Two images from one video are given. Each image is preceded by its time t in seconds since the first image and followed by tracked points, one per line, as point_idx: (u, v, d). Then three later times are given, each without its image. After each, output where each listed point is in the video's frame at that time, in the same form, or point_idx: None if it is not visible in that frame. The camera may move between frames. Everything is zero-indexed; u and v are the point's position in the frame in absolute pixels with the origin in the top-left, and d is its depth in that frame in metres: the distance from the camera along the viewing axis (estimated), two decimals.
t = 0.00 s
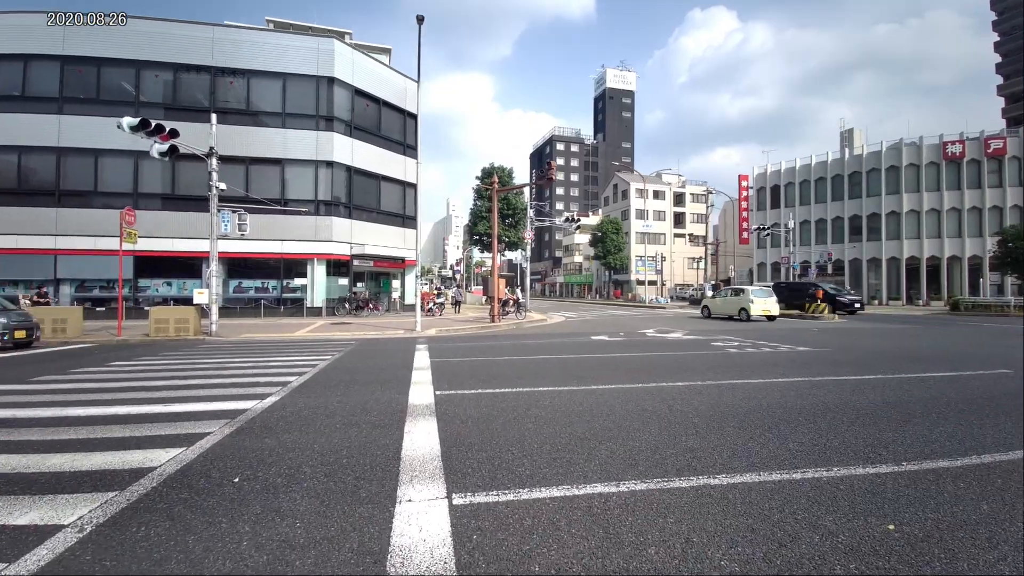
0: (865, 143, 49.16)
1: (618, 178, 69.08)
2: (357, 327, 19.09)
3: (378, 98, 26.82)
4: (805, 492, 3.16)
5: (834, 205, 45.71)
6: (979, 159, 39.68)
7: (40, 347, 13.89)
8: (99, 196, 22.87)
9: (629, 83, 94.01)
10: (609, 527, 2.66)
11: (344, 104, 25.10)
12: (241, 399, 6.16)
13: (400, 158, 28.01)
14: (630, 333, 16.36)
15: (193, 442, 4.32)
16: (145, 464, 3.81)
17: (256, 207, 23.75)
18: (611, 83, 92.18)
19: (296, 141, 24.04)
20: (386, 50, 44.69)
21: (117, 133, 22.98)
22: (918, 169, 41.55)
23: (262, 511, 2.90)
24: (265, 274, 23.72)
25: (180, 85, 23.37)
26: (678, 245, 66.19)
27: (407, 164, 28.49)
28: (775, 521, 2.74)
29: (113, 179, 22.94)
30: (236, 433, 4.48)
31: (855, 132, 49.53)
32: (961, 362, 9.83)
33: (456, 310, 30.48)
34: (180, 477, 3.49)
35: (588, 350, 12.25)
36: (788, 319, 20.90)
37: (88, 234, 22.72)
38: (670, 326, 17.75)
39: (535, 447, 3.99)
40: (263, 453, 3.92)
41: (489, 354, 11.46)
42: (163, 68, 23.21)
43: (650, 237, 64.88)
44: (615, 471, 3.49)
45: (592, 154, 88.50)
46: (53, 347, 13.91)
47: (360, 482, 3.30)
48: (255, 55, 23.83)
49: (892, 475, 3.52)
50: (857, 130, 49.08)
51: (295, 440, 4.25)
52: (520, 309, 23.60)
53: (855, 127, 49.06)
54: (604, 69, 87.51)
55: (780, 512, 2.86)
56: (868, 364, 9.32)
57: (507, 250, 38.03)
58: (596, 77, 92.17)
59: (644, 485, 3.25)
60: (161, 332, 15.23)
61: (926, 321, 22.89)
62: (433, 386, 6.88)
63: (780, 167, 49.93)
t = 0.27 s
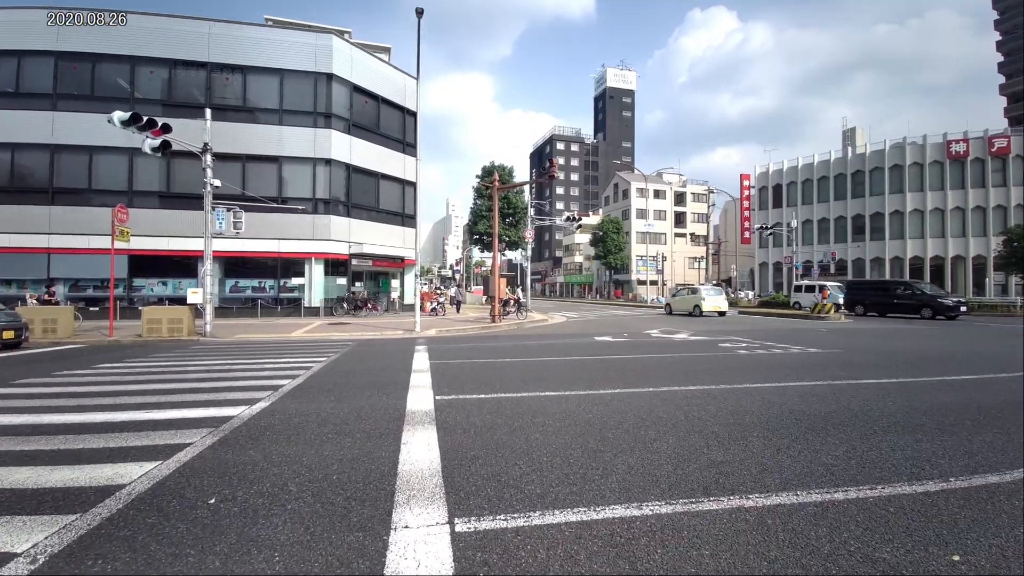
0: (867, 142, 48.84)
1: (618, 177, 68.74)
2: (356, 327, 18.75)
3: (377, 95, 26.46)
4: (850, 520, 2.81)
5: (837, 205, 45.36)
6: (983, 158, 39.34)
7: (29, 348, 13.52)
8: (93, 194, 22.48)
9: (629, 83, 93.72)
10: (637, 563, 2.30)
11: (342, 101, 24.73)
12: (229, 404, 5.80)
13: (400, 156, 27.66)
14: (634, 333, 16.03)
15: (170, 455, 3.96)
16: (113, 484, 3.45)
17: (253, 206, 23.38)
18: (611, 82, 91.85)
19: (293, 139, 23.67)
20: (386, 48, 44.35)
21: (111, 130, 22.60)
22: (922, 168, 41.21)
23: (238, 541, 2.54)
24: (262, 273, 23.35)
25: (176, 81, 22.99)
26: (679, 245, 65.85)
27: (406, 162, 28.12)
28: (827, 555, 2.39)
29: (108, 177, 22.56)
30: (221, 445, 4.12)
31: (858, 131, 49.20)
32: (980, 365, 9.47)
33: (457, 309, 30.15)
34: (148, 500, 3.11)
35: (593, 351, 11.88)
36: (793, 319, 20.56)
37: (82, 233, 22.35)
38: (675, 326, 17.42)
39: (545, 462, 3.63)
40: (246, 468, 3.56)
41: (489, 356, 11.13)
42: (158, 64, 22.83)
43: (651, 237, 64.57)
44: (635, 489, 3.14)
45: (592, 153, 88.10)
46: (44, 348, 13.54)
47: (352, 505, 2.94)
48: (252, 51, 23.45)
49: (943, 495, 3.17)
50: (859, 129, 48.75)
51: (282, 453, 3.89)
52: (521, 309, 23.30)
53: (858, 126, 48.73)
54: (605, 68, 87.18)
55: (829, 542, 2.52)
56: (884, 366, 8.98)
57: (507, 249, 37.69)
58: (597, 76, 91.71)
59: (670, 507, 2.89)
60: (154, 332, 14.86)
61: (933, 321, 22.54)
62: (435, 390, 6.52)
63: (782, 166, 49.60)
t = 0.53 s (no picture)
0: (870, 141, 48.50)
1: (619, 177, 68.43)
2: (355, 328, 18.41)
3: (377, 92, 26.12)
4: (912, 550, 2.48)
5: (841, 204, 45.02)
6: (988, 156, 38.96)
7: (21, 349, 13.18)
8: (89, 193, 22.16)
9: (630, 82, 93.38)
10: None
11: (342, 98, 24.40)
12: (221, 411, 5.47)
13: (400, 154, 27.33)
14: (639, 334, 15.69)
15: (150, 470, 3.63)
16: (86, 505, 3.12)
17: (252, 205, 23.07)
18: (612, 82, 91.53)
19: (292, 137, 23.34)
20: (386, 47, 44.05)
21: (108, 128, 22.29)
22: (926, 167, 40.85)
23: None
24: (260, 272, 23.02)
25: (173, 78, 22.66)
26: (680, 245, 65.50)
27: (407, 160, 27.79)
28: None
29: (104, 175, 22.24)
30: (207, 459, 3.79)
31: (861, 130, 48.86)
32: (1002, 367, 9.12)
33: (458, 309, 29.81)
34: (122, 526, 2.79)
35: (598, 352, 11.53)
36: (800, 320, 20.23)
37: (78, 232, 22.03)
38: (680, 327, 17.07)
39: (562, 479, 3.30)
40: (232, 487, 3.23)
41: (492, 358, 10.78)
42: (156, 60, 22.50)
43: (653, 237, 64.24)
44: (665, 513, 2.81)
45: (593, 153, 87.67)
46: (36, 349, 13.21)
47: (350, 532, 2.61)
48: (250, 47, 23.11)
49: (1008, 520, 2.85)
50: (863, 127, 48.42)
51: (273, 468, 3.56)
52: (523, 310, 22.97)
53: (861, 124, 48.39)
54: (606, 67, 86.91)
55: None
56: (903, 369, 8.64)
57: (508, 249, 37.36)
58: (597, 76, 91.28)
59: (707, 534, 2.57)
60: (149, 333, 14.49)
61: (942, 321, 22.18)
62: (439, 395, 6.19)
63: (785, 166, 49.27)
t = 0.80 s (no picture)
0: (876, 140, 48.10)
1: (622, 177, 68.07)
2: (356, 328, 18.06)
3: (379, 90, 25.82)
4: None
5: (846, 203, 44.65)
6: (995, 155, 38.51)
7: (15, 350, 12.88)
8: (87, 191, 21.86)
9: (632, 82, 93.03)
10: None
11: (343, 96, 24.09)
12: (213, 417, 5.14)
13: (402, 153, 27.02)
14: (646, 335, 15.36)
15: (131, 488, 3.30)
16: (55, 527, 2.82)
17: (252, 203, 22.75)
18: (614, 81, 91.20)
19: (293, 135, 23.04)
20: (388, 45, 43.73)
21: (106, 126, 22.01)
22: (933, 166, 40.44)
23: None
24: (260, 272, 22.73)
25: (172, 75, 22.36)
26: (683, 245, 65.09)
27: (409, 159, 27.45)
28: None
29: (102, 174, 21.94)
30: (194, 475, 3.46)
31: (866, 129, 48.45)
32: None
33: (460, 310, 29.48)
34: (91, 554, 2.46)
35: (605, 354, 11.16)
36: (808, 321, 19.90)
37: (76, 231, 21.76)
38: (688, 328, 16.74)
39: (585, 499, 2.96)
40: (218, 508, 2.90)
41: (496, 360, 10.42)
42: (154, 57, 22.21)
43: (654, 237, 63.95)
44: (705, 539, 2.49)
45: (595, 152, 87.23)
46: (31, 350, 12.91)
47: (351, 563, 2.29)
48: (251, 44, 22.81)
49: None
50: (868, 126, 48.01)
51: (266, 483, 3.25)
52: (527, 310, 22.60)
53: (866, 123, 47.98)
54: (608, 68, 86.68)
55: None
56: (927, 373, 8.25)
57: (510, 249, 36.99)
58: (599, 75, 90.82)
59: (760, 568, 2.23)
60: (146, 334, 14.18)
61: (952, 322, 21.82)
62: (445, 400, 5.85)
63: (789, 165, 48.90)
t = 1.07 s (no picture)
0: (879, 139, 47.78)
1: (623, 176, 67.74)
2: (356, 329, 17.75)
3: (380, 88, 25.54)
4: None
5: (850, 203, 44.31)
6: (1001, 154, 38.20)
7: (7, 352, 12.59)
8: (84, 190, 21.57)
9: (633, 81, 92.68)
10: None
11: (344, 94, 23.81)
12: (202, 426, 4.83)
13: (403, 152, 26.73)
14: (652, 336, 15.05)
15: (107, 510, 2.99)
16: (19, 556, 2.51)
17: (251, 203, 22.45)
18: (615, 81, 90.88)
19: (293, 133, 22.76)
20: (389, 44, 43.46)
21: (104, 124, 21.72)
22: (939, 165, 40.11)
23: None
24: (260, 272, 22.45)
25: (171, 73, 22.07)
26: (685, 245, 64.71)
27: (410, 157, 27.15)
28: None
29: (99, 172, 21.65)
30: (178, 495, 3.15)
31: (870, 128, 48.12)
32: None
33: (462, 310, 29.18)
34: None
35: (612, 356, 10.80)
36: (815, 321, 19.58)
37: (73, 231, 21.47)
38: (694, 329, 16.41)
39: (610, 523, 2.66)
40: (200, 535, 2.59)
41: (500, 362, 10.07)
42: (152, 54, 21.92)
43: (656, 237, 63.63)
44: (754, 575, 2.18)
45: (596, 152, 86.80)
46: (24, 352, 12.62)
47: None
48: (250, 41, 22.53)
49: None
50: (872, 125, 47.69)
51: (256, 504, 2.94)
52: (530, 311, 22.28)
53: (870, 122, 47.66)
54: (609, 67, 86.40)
55: None
56: (950, 376, 7.90)
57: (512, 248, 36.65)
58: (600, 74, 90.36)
59: None
60: (142, 335, 13.89)
61: (961, 323, 21.47)
62: (448, 406, 5.54)
63: (793, 164, 48.58)
